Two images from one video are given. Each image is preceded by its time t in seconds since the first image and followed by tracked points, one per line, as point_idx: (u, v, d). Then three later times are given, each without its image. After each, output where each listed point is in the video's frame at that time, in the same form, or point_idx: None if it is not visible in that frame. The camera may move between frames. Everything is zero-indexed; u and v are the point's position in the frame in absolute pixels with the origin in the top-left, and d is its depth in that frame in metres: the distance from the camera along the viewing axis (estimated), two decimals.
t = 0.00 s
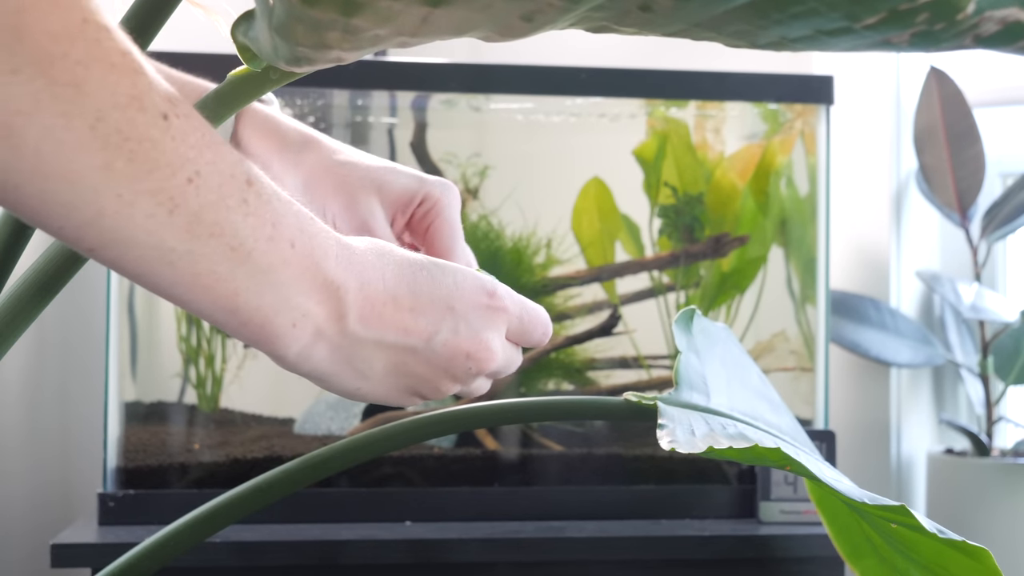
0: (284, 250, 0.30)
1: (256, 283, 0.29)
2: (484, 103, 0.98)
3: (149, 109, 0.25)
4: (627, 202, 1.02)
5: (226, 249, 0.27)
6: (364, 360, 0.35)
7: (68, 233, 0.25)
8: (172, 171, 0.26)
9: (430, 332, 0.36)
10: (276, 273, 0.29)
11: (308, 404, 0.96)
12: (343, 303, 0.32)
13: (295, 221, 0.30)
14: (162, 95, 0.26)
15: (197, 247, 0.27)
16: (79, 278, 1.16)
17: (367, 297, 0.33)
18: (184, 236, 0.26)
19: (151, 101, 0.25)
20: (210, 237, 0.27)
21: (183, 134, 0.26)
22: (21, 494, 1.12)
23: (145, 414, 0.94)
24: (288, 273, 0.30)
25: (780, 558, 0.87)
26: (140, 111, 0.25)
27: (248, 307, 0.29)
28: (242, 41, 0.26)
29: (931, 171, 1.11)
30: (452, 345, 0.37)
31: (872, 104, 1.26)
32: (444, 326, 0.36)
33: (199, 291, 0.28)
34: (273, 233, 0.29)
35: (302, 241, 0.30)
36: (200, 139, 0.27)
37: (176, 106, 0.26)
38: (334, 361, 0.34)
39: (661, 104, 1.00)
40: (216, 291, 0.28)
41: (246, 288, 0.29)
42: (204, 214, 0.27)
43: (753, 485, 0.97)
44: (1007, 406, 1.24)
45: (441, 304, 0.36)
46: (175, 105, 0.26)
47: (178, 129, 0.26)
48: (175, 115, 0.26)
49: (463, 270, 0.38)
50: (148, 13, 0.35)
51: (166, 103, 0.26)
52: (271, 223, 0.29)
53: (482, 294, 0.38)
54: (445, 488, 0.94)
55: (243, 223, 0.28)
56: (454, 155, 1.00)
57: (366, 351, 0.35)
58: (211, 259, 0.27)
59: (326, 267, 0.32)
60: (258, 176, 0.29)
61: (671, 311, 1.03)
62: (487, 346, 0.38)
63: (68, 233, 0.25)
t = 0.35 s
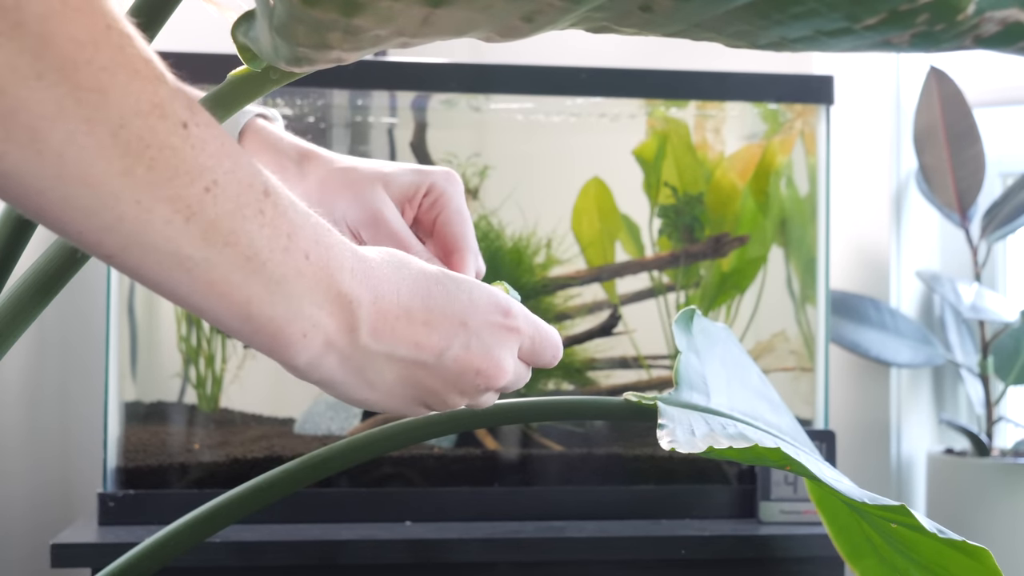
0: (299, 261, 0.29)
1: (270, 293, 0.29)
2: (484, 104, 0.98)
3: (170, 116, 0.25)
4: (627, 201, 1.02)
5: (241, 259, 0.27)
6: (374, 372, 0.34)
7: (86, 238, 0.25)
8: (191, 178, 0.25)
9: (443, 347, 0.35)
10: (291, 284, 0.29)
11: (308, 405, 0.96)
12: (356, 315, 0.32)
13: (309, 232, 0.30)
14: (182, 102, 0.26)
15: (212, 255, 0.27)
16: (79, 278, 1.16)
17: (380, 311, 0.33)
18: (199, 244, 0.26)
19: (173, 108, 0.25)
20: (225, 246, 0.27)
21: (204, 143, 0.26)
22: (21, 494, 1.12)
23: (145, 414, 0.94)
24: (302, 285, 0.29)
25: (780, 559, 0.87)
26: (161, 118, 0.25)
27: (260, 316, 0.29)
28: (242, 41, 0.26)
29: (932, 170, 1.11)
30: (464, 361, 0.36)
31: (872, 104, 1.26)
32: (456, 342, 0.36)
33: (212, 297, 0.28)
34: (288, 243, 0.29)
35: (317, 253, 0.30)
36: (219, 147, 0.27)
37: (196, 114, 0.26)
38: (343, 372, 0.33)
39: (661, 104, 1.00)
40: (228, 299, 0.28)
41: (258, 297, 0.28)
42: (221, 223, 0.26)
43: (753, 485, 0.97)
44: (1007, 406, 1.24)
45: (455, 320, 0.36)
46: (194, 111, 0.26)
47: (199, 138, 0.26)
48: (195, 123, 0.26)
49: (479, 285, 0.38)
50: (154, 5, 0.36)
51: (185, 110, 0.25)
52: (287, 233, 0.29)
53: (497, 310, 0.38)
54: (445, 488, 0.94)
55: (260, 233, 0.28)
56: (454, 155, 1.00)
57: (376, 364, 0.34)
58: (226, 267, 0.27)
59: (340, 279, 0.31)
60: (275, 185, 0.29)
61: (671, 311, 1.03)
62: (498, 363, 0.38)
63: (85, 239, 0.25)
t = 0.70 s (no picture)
0: (307, 297, 0.29)
1: (274, 325, 0.28)
2: (484, 103, 0.98)
3: (181, 137, 0.25)
4: (627, 201, 1.02)
5: (244, 288, 0.27)
6: (377, 412, 0.34)
7: (91, 254, 0.25)
8: (199, 202, 0.25)
9: (448, 398, 0.34)
10: (295, 319, 0.29)
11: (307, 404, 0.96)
12: (361, 355, 0.31)
13: (324, 266, 0.30)
14: (197, 126, 0.26)
15: (215, 283, 0.26)
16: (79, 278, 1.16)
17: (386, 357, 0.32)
18: (203, 268, 0.26)
19: (184, 129, 0.25)
20: (230, 274, 0.27)
21: (216, 168, 0.26)
22: (21, 494, 1.12)
23: (145, 414, 0.95)
24: (308, 320, 0.29)
25: (780, 558, 0.87)
26: (171, 139, 0.25)
27: (263, 344, 0.29)
28: (243, 41, 0.26)
29: (931, 170, 1.11)
30: (468, 414, 0.35)
31: (872, 105, 1.26)
32: (463, 395, 0.35)
33: (216, 322, 0.27)
34: (297, 278, 0.28)
35: (329, 289, 0.30)
36: (233, 173, 0.26)
37: (212, 139, 0.26)
38: (344, 406, 0.33)
39: (661, 104, 1.00)
40: (232, 324, 0.28)
41: (262, 327, 0.28)
42: (227, 251, 0.26)
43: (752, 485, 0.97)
44: (1007, 406, 1.24)
45: (465, 370, 0.35)
46: (210, 137, 0.26)
47: (210, 161, 0.26)
48: (208, 146, 0.26)
49: (500, 337, 0.36)
50: (154, 6, 0.36)
51: (199, 133, 0.25)
52: (298, 268, 0.28)
53: (513, 367, 0.36)
54: (445, 488, 0.94)
55: (268, 264, 0.27)
56: (454, 155, 1.00)
57: (377, 405, 0.34)
58: (231, 295, 0.27)
59: (349, 320, 0.31)
60: (291, 215, 0.29)
61: (671, 310, 1.03)
62: (504, 422, 0.36)
63: (90, 254, 0.25)
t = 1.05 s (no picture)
0: (290, 297, 0.29)
1: (255, 321, 0.28)
2: (484, 103, 0.98)
3: (171, 137, 0.24)
4: (627, 201, 1.02)
5: (226, 284, 0.27)
6: (353, 401, 0.34)
7: (77, 244, 0.25)
8: (186, 203, 0.25)
9: (425, 401, 0.35)
10: (278, 317, 0.29)
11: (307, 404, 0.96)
12: (343, 356, 0.31)
13: (313, 268, 0.29)
14: (190, 125, 0.25)
15: (197, 279, 0.26)
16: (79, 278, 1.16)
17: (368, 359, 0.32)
18: (185, 265, 0.26)
19: (175, 130, 0.25)
20: (213, 272, 0.26)
21: (206, 170, 0.25)
22: (21, 494, 1.12)
23: (145, 414, 0.94)
24: (287, 320, 0.29)
25: (780, 558, 0.87)
26: (160, 139, 0.24)
27: (244, 335, 0.29)
28: (243, 41, 0.26)
29: (931, 170, 1.11)
30: (441, 415, 0.36)
31: (872, 105, 1.26)
32: (440, 398, 0.35)
33: (197, 311, 0.27)
34: (282, 278, 0.28)
35: (316, 292, 0.29)
36: (224, 173, 0.26)
37: (204, 138, 0.25)
38: (321, 395, 0.33)
39: (661, 104, 1.00)
40: (213, 315, 0.28)
41: (243, 320, 0.28)
42: (211, 250, 0.26)
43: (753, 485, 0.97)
44: (1007, 406, 1.24)
45: (447, 380, 0.35)
46: (202, 136, 0.25)
47: (200, 163, 0.25)
48: (199, 147, 0.25)
49: (489, 348, 0.37)
50: (153, 7, 0.36)
51: (190, 133, 0.25)
52: (283, 269, 0.28)
53: (494, 376, 0.37)
54: (445, 488, 0.94)
55: (251, 264, 0.27)
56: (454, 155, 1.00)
57: (356, 397, 0.34)
58: (213, 291, 0.27)
59: (335, 323, 0.30)
60: (280, 215, 0.28)
61: (671, 310, 1.03)
62: (476, 426, 0.38)
63: (77, 244, 0.26)
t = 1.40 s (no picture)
0: (288, 265, 0.29)
1: (253, 287, 0.29)
2: (484, 104, 0.99)
3: (169, 115, 0.24)
4: (627, 202, 1.02)
5: (224, 254, 0.28)
6: (343, 355, 0.36)
7: (72, 217, 0.25)
8: (185, 178, 0.25)
9: (410, 355, 0.38)
10: (277, 284, 0.30)
11: (308, 404, 0.96)
12: (337, 319, 0.33)
13: (310, 237, 0.30)
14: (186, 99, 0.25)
15: (195, 251, 0.27)
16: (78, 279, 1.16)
17: (360, 321, 0.34)
18: (183, 236, 0.26)
19: (173, 107, 0.24)
20: (211, 241, 0.27)
21: (203, 145, 0.26)
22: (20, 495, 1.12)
23: (145, 414, 0.94)
24: (286, 286, 0.30)
25: (780, 559, 0.87)
26: (159, 117, 0.24)
27: (240, 300, 0.29)
28: (242, 41, 0.26)
29: (932, 170, 1.11)
30: (421, 366, 0.39)
31: (872, 104, 1.26)
32: (424, 352, 0.38)
33: (195, 277, 0.28)
34: (279, 247, 0.29)
35: (313, 260, 0.30)
36: (221, 148, 0.26)
37: (201, 113, 0.26)
38: (313, 352, 0.35)
39: (661, 105, 1.00)
40: (210, 281, 0.28)
41: (240, 286, 0.29)
42: (208, 222, 0.26)
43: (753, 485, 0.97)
44: (1007, 406, 1.24)
45: (431, 333, 0.37)
46: (198, 111, 0.26)
47: (198, 139, 0.25)
48: (196, 124, 0.25)
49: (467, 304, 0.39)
50: None
51: (188, 110, 0.25)
52: (280, 239, 0.29)
53: (472, 329, 0.40)
54: (445, 488, 0.94)
55: (249, 234, 0.28)
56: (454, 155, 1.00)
57: (343, 352, 0.36)
58: (211, 260, 0.27)
59: (331, 289, 0.32)
60: (277, 185, 0.29)
61: (671, 311, 1.03)
62: (449, 372, 0.41)
63: (74, 219, 0.25)
